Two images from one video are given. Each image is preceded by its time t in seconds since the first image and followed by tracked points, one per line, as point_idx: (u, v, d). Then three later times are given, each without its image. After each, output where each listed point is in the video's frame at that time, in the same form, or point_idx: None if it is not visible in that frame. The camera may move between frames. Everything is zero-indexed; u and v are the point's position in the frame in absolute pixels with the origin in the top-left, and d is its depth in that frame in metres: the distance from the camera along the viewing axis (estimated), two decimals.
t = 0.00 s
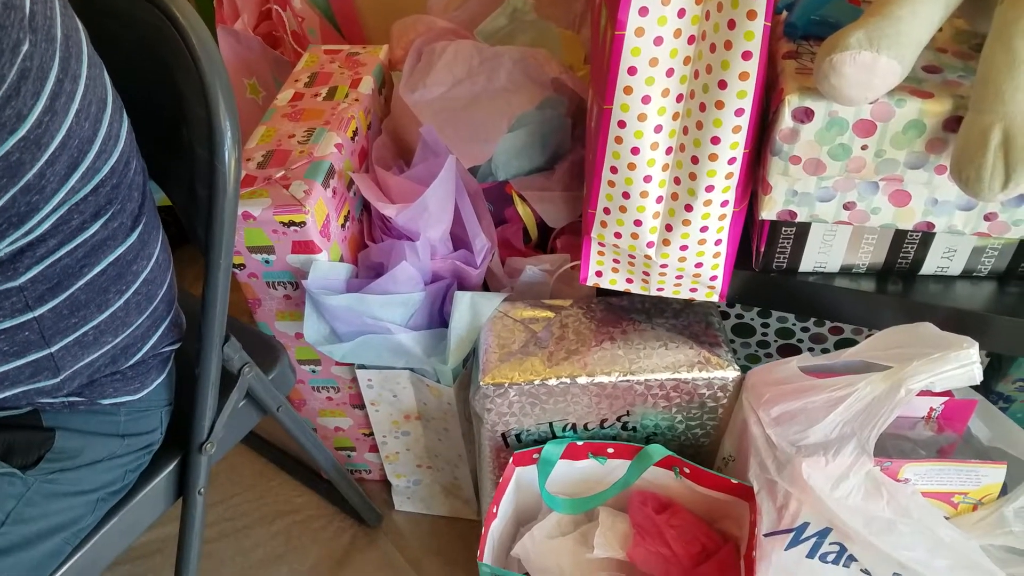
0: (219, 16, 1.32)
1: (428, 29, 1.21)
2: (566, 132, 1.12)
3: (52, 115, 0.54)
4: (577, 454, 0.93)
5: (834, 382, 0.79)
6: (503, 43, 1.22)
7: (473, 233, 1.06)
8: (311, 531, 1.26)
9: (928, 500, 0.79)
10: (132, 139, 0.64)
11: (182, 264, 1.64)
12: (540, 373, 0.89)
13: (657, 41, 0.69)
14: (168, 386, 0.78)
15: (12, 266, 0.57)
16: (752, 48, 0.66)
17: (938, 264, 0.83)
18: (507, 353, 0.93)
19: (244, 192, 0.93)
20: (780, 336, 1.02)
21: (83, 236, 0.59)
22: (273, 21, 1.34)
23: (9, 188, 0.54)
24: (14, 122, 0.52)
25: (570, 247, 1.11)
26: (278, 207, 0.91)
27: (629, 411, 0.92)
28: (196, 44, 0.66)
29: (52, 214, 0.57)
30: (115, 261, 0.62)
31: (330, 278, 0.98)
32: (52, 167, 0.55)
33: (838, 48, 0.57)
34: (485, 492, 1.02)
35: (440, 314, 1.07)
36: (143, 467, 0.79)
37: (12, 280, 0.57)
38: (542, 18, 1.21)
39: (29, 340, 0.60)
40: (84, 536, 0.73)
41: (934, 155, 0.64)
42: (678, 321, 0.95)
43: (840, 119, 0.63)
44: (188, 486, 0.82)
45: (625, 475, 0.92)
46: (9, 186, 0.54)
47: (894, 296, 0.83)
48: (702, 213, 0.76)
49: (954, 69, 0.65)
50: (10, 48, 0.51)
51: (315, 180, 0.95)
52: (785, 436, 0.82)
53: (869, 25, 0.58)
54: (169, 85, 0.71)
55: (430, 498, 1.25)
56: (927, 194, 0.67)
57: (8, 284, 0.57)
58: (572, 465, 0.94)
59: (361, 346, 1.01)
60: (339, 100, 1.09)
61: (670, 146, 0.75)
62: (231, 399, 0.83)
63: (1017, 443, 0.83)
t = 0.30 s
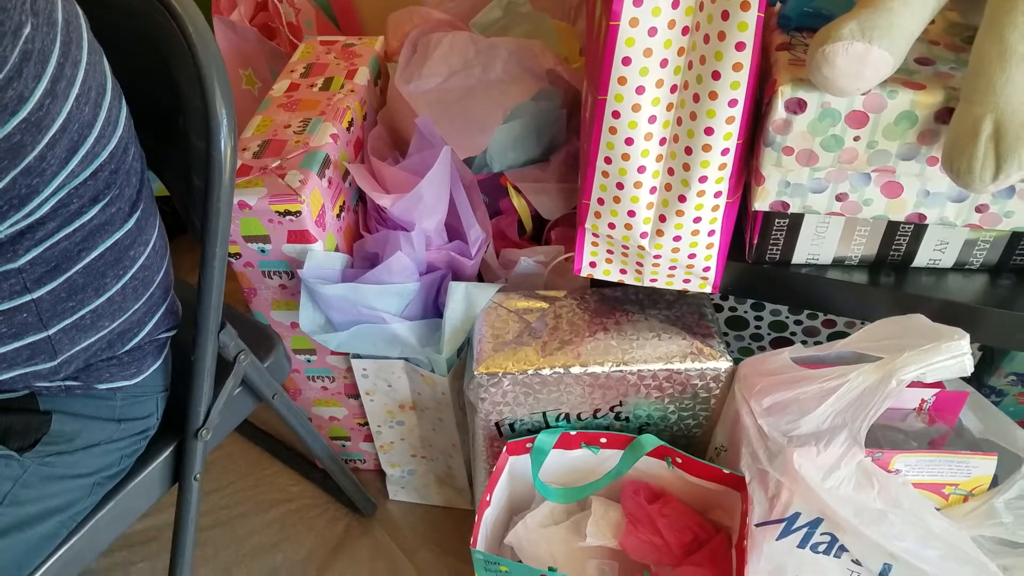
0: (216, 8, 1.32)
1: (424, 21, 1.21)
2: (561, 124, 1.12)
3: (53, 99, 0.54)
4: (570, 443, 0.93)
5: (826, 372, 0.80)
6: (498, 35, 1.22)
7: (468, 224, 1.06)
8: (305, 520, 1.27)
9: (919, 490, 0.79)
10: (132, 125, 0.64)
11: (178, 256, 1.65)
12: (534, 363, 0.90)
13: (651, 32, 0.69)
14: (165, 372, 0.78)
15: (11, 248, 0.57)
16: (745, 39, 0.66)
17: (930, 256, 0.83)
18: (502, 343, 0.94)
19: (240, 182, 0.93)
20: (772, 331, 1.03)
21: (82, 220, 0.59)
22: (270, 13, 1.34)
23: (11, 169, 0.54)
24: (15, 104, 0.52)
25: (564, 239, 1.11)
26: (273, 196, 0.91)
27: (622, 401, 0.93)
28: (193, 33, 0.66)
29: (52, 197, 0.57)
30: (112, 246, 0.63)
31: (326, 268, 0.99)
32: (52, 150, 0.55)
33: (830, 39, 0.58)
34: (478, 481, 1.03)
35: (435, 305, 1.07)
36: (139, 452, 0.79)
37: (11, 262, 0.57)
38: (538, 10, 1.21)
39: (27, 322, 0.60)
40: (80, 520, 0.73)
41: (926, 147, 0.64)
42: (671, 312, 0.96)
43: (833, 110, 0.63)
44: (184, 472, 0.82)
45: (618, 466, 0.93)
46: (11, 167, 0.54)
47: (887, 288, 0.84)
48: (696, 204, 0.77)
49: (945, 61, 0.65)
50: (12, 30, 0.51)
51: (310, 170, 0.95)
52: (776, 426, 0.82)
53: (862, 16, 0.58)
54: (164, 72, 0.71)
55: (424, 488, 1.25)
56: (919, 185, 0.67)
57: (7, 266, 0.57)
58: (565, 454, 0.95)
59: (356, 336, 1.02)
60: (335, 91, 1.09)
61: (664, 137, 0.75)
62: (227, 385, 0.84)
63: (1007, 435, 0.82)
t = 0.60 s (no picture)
0: None
1: (438, 3, 1.21)
2: (573, 109, 1.12)
3: (68, 54, 0.54)
4: (572, 427, 0.93)
5: (832, 361, 0.80)
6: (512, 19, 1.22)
7: (476, 206, 1.07)
8: (304, 499, 1.27)
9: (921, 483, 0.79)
10: (144, 90, 0.64)
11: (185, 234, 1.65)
12: (538, 345, 0.90)
13: (668, 13, 0.69)
14: (169, 340, 0.79)
15: (22, 204, 0.57)
16: (762, 21, 0.66)
17: (939, 250, 0.83)
18: (506, 324, 0.94)
19: (248, 155, 0.93)
20: (777, 325, 1.02)
21: (93, 179, 0.60)
22: None
23: (22, 123, 0.54)
24: (29, 56, 0.52)
25: (571, 225, 1.11)
26: (282, 170, 0.92)
27: (625, 386, 0.93)
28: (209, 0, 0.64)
29: (64, 153, 0.57)
30: (122, 208, 0.63)
31: (333, 245, 0.98)
32: (65, 106, 0.55)
33: (848, 22, 0.57)
34: (479, 463, 1.03)
35: (441, 287, 1.07)
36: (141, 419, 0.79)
37: (21, 218, 0.57)
38: None
39: (34, 280, 0.60)
40: (79, 484, 0.74)
41: (940, 135, 0.64)
42: (677, 299, 0.95)
43: (847, 95, 0.63)
44: (185, 441, 0.82)
45: (619, 451, 0.93)
46: (23, 121, 0.54)
47: (895, 281, 0.83)
48: (706, 188, 0.77)
49: (962, 51, 0.65)
50: None
51: (320, 146, 0.95)
52: (780, 414, 0.82)
53: None
54: (178, 35, 0.69)
55: (423, 470, 1.25)
56: (931, 174, 0.67)
57: (16, 222, 0.57)
58: (566, 438, 0.95)
59: (361, 315, 1.02)
60: (347, 70, 1.09)
61: (677, 119, 0.75)
62: (230, 356, 0.84)
63: (1013, 432, 0.82)
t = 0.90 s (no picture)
0: None
1: None
2: (565, 82, 1.12)
3: (46, 7, 0.54)
4: (562, 399, 0.94)
5: (817, 330, 0.81)
6: None
7: (467, 178, 1.06)
8: (291, 478, 1.27)
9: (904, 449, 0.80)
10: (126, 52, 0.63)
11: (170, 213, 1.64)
12: (529, 317, 0.90)
13: None
14: (153, 311, 0.78)
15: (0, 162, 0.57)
16: None
17: (925, 222, 0.84)
18: (497, 298, 0.94)
19: (234, 124, 0.93)
20: (763, 301, 1.05)
21: (73, 140, 0.59)
22: None
23: None
24: (4, 8, 0.52)
25: (563, 199, 1.11)
26: (268, 138, 0.92)
27: (615, 358, 0.94)
28: None
29: (44, 112, 0.57)
30: (103, 171, 0.62)
31: (319, 216, 0.98)
32: (44, 62, 0.55)
33: None
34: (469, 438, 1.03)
35: (431, 261, 1.06)
36: (124, 391, 0.79)
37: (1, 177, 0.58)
38: None
39: (13, 245, 0.61)
40: (60, 457, 0.73)
41: (929, 103, 0.65)
42: (668, 273, 0.96)
43: (839, 62, 0.64)
44: (169, 414, 0.82)
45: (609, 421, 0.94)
46: None
47: (881, 252, 0.84)
48: (698, 156, 0.78)
49: (952, 20, 0.65)
50: None
51: (307, 115, 0.95)
52: (766, 382, 0.84)
53: None
54: None
55: (414, 448, 1.26)
56: (920, 143, 0.68)
57: None
58: (556, 411, 0.96)
59: (349, 288, 1.02)
60: (335, 40, 1.09)
61: (670, 87, 0.76)
62: (215, 327, 0.84)
63: (992, 399, 0.84)
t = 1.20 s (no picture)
0: None
1: None
2: (508, 51, 1.12)
3: None
4: (522, 367, 0.95)
5: (761, 282, 0.83)
6: None
7: (415, 152, 1.06)
8: (255, 467, 1.26)
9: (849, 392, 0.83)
10: (54, 33, 0.61)
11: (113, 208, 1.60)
12: (484, 288, 0.91)
13: None
14: (101, 300, 0.77)
15: None
16: None
17: (860, 172, 0.87)
18: (451, 270, 0.94)
19: (171, 106, 0.92)
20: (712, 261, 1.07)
21: (6, 125, 0.58)
22: None
23: None
24: None
25: (514, 170, 1.10)
26: (206, 120, 0.90)
27: (572, 323, 0.95)
28: None
29: None
30: (39, 157, 0.61)
31: (264, 196, 0.98)
32: None
33: None
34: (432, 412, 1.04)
35: (383, 238, 1.06)
36: (77, 382, 0.78)
37: None
38: None
39: None
40: (15, 451, 0.73)
41: (856, 53, 0.67)
42: (618, 237, 0.97)
43: (769, 16, 0.65)
44: (124, 404, 0.81)
45: (567, 386, 0.96)
46: None
47: (819, 206, 0.87)
48: (640, 118, 0.79)
49: None
50: None
51: (245, 94, 0.94)
52: (716, 336, 0.86)
53: None
54: None
55: (377, 428, 1.26)
56: (850, 93, 0.70)
57: None
58: (516, 379, 0.97)
59: (300, 269, 1.01)
60: (271, 17, 1.08)
61: (609, 49, 0.77)
62: (164, 313, 0.83)
63: (932, 340, 0.88)
